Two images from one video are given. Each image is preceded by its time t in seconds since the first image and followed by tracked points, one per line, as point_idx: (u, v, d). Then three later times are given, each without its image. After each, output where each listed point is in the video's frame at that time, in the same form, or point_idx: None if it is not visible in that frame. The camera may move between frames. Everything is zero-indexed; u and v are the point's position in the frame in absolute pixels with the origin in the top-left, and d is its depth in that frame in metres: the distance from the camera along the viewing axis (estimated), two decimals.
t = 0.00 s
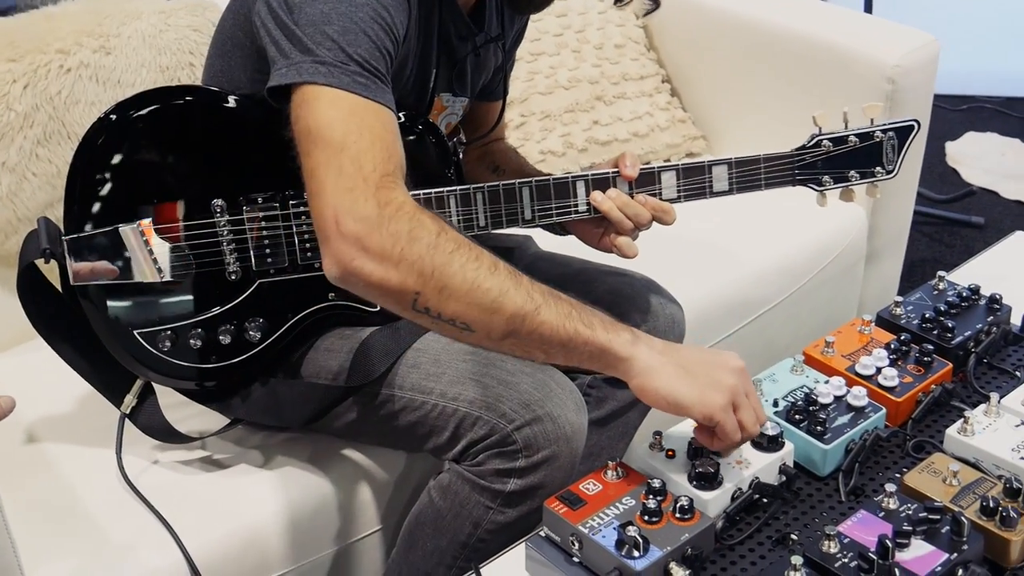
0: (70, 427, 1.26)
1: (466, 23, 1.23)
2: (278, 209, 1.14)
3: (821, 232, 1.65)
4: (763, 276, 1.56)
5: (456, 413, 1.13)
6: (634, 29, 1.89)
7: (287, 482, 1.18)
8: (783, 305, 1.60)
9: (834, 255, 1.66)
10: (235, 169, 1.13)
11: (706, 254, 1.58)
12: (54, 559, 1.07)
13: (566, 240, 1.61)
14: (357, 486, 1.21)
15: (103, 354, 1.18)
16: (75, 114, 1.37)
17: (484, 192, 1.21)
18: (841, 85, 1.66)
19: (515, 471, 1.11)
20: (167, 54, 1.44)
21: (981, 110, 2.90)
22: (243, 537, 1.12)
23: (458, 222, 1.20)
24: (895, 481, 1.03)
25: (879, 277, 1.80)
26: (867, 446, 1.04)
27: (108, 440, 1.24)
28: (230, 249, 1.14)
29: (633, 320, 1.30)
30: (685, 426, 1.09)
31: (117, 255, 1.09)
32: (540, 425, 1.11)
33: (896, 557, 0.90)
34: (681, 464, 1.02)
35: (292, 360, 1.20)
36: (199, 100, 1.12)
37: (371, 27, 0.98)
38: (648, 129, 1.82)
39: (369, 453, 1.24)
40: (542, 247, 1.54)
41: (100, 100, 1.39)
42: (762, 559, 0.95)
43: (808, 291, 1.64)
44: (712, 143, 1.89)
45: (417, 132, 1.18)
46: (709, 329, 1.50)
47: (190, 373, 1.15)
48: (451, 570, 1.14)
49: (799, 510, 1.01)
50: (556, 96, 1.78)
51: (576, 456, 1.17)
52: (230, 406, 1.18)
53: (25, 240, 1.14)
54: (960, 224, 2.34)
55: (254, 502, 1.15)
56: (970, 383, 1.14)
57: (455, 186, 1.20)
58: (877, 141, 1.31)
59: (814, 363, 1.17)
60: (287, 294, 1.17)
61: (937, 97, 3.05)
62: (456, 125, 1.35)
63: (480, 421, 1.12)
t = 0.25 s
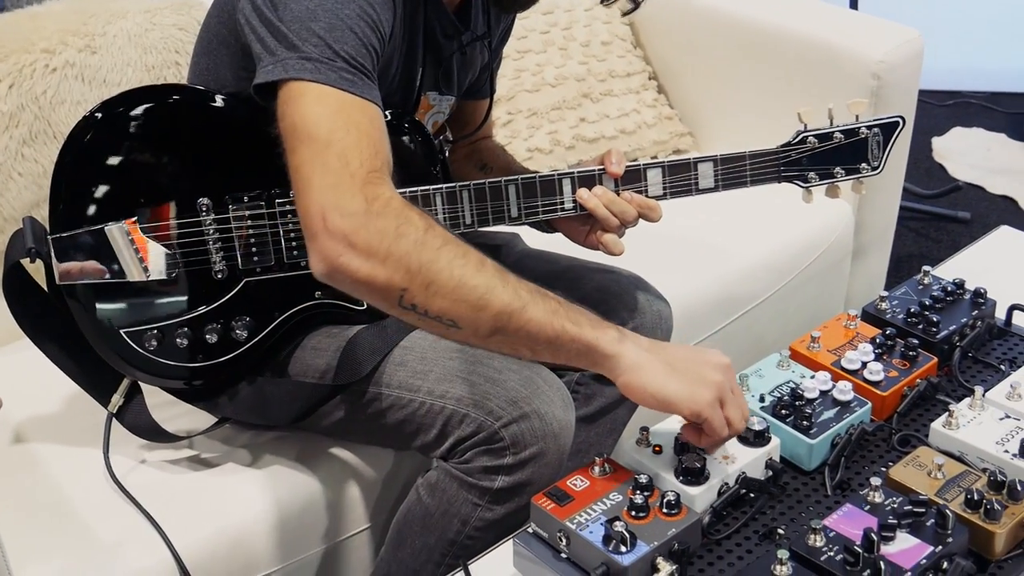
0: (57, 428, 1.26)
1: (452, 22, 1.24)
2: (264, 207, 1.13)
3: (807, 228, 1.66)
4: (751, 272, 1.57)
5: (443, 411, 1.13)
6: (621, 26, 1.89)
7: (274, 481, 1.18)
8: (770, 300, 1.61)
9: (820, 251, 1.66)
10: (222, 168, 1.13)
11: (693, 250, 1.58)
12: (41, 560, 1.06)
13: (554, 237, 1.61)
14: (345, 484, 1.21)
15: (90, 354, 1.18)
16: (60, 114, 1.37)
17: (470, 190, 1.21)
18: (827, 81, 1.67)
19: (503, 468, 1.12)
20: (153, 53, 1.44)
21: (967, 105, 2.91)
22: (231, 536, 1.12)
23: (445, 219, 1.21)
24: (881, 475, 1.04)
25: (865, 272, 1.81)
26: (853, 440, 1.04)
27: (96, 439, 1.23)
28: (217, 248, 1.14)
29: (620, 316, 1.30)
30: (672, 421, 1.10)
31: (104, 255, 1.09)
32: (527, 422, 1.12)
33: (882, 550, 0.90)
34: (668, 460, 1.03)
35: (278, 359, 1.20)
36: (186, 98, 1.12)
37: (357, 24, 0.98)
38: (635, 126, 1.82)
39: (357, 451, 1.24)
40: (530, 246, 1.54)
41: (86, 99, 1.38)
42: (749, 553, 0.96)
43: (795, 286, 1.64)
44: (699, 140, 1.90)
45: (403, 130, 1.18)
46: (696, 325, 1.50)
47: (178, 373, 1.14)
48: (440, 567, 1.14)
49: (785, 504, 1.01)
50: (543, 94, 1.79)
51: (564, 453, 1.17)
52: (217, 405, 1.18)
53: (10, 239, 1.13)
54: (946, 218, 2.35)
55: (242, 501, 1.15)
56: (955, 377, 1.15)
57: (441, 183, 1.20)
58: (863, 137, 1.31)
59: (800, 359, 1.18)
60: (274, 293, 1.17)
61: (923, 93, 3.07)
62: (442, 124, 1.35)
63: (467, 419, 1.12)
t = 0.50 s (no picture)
0: (51, 428, 1.26)
1: (447, 25, 1.24)
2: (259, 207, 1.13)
3: (800, 228, 1.66)
4: (743, 272, 1.57)
5: (436, 410, 1.14)
6: (613, 26, 1.90)
7: (268, 481, 1.18)
8: (763, 300, 1.61)
9: (813, 250, 1.67)
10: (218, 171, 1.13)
11: (686, 250, 1.59)
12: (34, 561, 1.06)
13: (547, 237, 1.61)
14: (339, 484, 1.21)
15: (84, 355, 1.18)
16: (54, 115, 1.37)
17: (463, 190, 1.21)
18: (818, 82, 1.67)
19: (495, 468, 1.12)
20: (146, 54, 1.44)
21: (958, 104, 2.92)
22: (224, 536, 1.12)
23: (437, 219, 1.21)
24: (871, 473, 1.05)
25: (857, 271, 1.82)
26: (845, 438, 1.05)
27: (89, 440, 1.23)
28: (210, 249, 1.13)
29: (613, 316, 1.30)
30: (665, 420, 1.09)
31: (98, 254, 1.09)
32: (520, 421, 1.12)
33: (873, 547, 0.90)
34: (661, 458, 1.03)
35: (272, 359, 1.20)
36: (180, 98, 1.12)
37: (340, 28, 0.98)
38: (628, 126, 1.83)
39: (351, 450, 1.24)
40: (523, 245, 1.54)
41: (79, 100, 1.38)
42: (741, 551, 0.96)
43: (787, 285, 1.65)
44: (691, 140, 1.90)
45: (398, 130, 1.18)
46: (689, 324, 1.51)
47: (171, 373, 1.14)
48: (434, 566, 1.14)
49: (777, 502, 1.02)
50: (537, 94, 1.79)
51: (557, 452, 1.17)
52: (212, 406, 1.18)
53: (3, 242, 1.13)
54: (938, 217, 2.36)
55: (236, 501, 1.15)
56: (946, 375, 1.15)
57: (435, 183, 1.20)
58: (855, 137, 1.32)
59: (792, 357, 1.18)
60: (267, 293, 1.17)
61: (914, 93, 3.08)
62: (437, 125, 1.36)
63: (460, 418, 1.13)
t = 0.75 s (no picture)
0: (47, 430, 1.26)
1: (440, 25, 1.24)
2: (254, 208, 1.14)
3: (796, 230, 1.67)
4: (740, 274, 1.57)
5: (433, 411, 1.14)
6: (610, 28, 1.90)
7: (264, 483, 1.18)
8: (759, 301, 1.62)
9: (808, 252, 1.67)
10: (214, 171, 1.13)
11: (683, 251, 1.59)
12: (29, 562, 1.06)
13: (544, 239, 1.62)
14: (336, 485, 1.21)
15: (80, 356, 1.18)
16: (50, 116, 1.37)
17: (459, 191, 1.21)
18: (814, 84, 1.68)
19: (492, 469, 1.12)
20: (142, 56, 1.44)
21: (954, 107, 2.93)
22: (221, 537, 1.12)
23: (433, 220, 1.21)
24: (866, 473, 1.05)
25: (853, 273, 1.82)
26: (840, 438, 1.05)
27: (86, 441, 1.23)
28: (207, 249, 1.13)
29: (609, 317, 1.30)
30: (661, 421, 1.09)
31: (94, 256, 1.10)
32: (516, 422, 1.12)
33: (869, 547, 0.91)
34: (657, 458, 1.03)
35: (269, 360, 1.20)
36: (176, 100, 1.12)
37: (332, 31, 0.98)
38: (625, 128, 1.83)
39: (347, 452, 1.24)
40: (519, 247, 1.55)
41: (76, 101, 1.38)
42: (737, 551, 0.96)
43: (783, 287, 1.65)
44: (687, 141, 1.90)
45: (392, 133, 1.19)
46: (686, 326, 1.51)
47: (167, 375, 1.15)
48: (430, 567, 1.14)
49: (773, 503, 1.02)
50: (533, 96, 1.79)
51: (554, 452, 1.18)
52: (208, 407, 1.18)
53: None
54: (933, 219, 2.36)
55: (232, 503, 1.15)
56: (941, 376, 1.15)
57: (431, 185, 1.20)
58: (850, 137, 1.32)
59: (788, 358, 1.19)
60: (264, 294, 1.17)
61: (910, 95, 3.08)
62: (433, 125, 1.36)
63: (457, 419, 1.13)
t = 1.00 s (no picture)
0: (45, 432, 1.26)
1: (443, 26, 1.21)
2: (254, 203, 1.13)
3: (794, 233, 1.67)
4: (739, 277, 1.58)
5: (433, 413, 1.14)
6: (608, 32, 1.91)
7: (263, 485, 1.18)
8: (758, 304, 1.62)
9: (807, 255, 1.68)
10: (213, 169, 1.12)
11: (682, 254, 1.59)
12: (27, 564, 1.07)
13: (543, 241, 1.63)
14: (335, 487, 1.21)
15: (79, 358, 1.18)
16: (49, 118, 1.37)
17: (462, 195, 1.22)
18: (812, 88, 1.68)
19: (493, 471, 1.12)
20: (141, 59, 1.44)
21: (951, 111, 2.94)
22: (220, 539, 1.12)
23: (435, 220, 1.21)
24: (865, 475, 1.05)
25: (851, 276, 1.83)
26: (839, 440, 1.05)
27: (84, 443, 1.23)
28: (210, 248, 1.12)
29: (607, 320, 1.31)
30: (661, 421, 1.09)
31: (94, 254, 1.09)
32: (516, 423, 1.12)
33: (866, 549, 0.91)
34: (656, 460, 1.03)
35: (270, 359, 1.19)
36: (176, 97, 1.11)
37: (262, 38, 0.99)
38: (623, 131, 1.84)
39: (346, 454, 1.24)
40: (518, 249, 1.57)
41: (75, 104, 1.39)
42: (735, 553, 0.97)
43: (781, 290, 1.66)
44: (686, 145, 1.91)
45: (391, 129, 1.16)
46: (685, 328, 1.51)
47: (167, 374, 1.15)
48: (429, 569, 1.14)
49: (773, 505, 1.02)
50: (532, 99, 1.80)
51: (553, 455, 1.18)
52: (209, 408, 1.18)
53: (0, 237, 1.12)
54: (930, 223, 2.37)
55: (231, 504, 1.15)
56: (939, 379, 1.16)
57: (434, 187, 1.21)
58: (847, 149, 1.33)
59: (786, 361, 1.19)
60: (265, 294, 1.16)
61: (906, 98, 3.09)
62: (433, 127, 1.35)
63: (457, 420, 1.13)
